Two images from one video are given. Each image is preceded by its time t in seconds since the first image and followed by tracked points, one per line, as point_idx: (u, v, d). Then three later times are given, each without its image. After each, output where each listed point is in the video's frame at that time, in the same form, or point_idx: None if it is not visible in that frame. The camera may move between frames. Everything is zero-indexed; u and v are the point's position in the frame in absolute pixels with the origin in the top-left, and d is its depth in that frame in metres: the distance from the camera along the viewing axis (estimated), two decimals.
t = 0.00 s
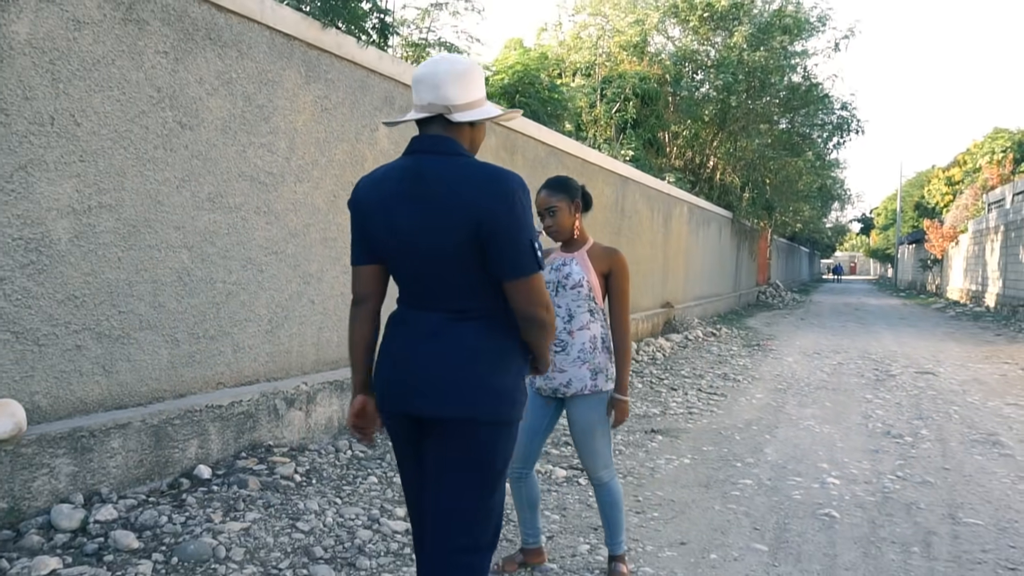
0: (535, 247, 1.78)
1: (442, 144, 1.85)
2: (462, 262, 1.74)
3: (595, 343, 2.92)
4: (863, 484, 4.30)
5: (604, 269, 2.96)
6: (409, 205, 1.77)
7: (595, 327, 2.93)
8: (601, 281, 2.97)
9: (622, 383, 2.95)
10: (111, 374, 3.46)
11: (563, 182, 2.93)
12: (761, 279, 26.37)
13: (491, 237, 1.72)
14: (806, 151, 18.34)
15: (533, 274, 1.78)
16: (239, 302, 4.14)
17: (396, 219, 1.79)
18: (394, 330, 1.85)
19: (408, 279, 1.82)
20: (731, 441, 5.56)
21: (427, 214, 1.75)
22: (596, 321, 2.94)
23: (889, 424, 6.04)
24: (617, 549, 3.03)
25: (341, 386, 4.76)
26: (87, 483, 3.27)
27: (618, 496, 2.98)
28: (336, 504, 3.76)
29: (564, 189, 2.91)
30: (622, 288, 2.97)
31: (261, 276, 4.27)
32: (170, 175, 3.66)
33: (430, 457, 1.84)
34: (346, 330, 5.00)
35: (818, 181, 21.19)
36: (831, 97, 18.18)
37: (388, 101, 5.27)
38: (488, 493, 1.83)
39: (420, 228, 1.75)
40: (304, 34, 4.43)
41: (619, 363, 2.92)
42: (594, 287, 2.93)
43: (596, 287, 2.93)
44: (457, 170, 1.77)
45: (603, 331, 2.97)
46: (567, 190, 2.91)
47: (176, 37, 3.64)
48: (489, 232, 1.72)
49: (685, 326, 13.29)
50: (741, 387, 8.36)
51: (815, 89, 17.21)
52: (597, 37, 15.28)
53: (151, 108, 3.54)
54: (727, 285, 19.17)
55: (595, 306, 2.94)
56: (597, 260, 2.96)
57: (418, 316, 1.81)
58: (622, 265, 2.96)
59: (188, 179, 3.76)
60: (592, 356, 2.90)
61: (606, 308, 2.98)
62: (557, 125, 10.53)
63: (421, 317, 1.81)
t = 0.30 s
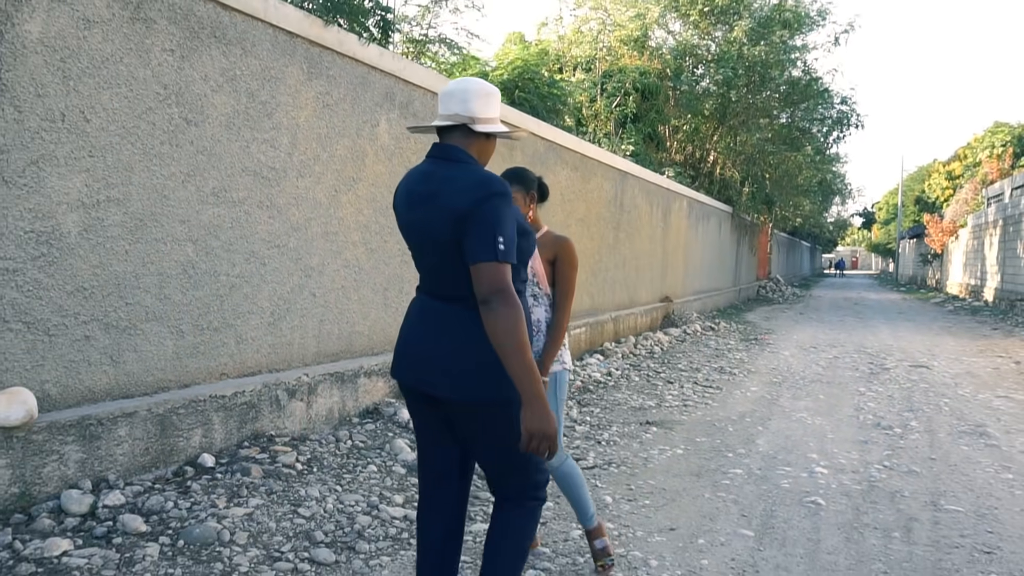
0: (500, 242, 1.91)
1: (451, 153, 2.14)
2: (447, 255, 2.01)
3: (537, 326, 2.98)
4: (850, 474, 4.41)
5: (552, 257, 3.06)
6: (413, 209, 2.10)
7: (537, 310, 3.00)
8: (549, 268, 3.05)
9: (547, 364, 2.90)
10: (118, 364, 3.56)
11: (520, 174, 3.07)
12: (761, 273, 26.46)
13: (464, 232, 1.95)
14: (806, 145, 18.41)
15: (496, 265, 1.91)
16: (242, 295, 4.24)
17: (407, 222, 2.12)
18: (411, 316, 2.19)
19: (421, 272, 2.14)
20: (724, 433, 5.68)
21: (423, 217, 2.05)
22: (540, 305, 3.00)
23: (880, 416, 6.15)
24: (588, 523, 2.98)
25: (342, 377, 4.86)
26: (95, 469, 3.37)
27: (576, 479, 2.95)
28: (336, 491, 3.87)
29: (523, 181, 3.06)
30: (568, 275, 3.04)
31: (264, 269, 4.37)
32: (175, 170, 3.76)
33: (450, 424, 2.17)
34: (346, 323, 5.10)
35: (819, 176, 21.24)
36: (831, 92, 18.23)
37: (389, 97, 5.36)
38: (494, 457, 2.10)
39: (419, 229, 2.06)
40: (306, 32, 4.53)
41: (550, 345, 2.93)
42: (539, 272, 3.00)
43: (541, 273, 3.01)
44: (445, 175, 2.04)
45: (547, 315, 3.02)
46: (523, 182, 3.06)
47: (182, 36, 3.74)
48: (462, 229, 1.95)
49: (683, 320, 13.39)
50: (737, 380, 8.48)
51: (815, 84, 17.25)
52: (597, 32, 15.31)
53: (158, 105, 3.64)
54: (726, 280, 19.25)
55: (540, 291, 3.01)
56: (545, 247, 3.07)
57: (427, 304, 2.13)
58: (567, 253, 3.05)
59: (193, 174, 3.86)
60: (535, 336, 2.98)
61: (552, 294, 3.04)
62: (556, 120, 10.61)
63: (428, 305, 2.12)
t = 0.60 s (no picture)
0: (551, 244, 2.19)
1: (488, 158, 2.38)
2: (495, 254, 2.25)
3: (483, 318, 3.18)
4: (848, 467, 4.46)
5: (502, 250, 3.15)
6: (457, 212, 2.33)
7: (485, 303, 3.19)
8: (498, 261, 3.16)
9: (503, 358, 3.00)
10: (126, 358, 3.62)
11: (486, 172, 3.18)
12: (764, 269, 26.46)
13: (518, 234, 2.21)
14: (809, 141, 18.40)
15: (548, 264, 2.18)
16: (248, 290, 4.30)
17: (450, 221, 2.36)
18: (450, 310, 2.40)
19: (461, 270, 2.37)
20: (724, 427, 5.73)
21: (471, 219, 2.28)
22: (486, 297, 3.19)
23: (880, 411, 6.20)
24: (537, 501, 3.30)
25: (345, 372, 4.92)
26: (104, 461, 3.42)
27: (503, 457, 3.01)
28: (341, 483, 3.93)
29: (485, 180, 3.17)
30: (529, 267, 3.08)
31: (269, 264, 4.43)
32: (182, 167, 3.81)
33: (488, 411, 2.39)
34: (350, 318, 5.16)
35: (822, 172, 21.22)
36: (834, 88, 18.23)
37: (392, 94, 5.40)
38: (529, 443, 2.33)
39: (465, 229, 2.30)
40: (311, 30, 4.58)
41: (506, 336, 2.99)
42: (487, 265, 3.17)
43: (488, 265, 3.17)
44: (492, 183, 2.29)
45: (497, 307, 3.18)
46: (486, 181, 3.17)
47: (189, 34, 3.79)
48: (514, 232, 2.21)
49: (686, 316, 13.42)
50: (738, 375, 8.52)
51: (818, 79, 17.24)
52: (600, 28, 15.15)
53: (165, 102, 3.69)
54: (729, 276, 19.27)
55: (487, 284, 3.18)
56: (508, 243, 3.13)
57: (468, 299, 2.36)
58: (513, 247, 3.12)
59: (199, 170, 3.91)
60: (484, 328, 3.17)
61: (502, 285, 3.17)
62: (559, 116, 10.64)
63: (469, 299, 2.35)
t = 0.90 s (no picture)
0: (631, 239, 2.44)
1: (548, 153, 2.48)
2: (568, 251, 2.35)
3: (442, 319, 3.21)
4: (853, 464, 4.47)
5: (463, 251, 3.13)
6: (521, 204, 2.37)
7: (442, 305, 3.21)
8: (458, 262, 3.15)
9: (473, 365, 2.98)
10: (135, 354, 3.65)
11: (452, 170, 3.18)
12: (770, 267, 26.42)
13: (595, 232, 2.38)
14: (815, 139, 18.36)
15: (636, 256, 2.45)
16: (255, 287, 4.33)
17: (511, 212, 2.36)
18: (496, 302, 2.42)
19: (515, 264, 2.39)
20: (729, 425, 5.75)
21: (543, 213, 2.34)
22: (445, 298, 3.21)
23: (885, 409, 6.20)
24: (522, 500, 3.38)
25: (352, 368, 4.94)
26: (113, 456, 3.46)
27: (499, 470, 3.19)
28: (347, 479, 3.96)
29: (447, 180, 3.16)
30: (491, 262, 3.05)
31: (276, 262, 4.46)
32: (190, 165, 3.84)
33: (524, 400, 2.48)
34: (356, 315, 5.18)
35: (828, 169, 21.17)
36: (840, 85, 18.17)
37: (398, 92, 5.43)
38: (561, 436, 2.45)
39: (535, 223, 2.34)
40: (317, 29, 4.60)
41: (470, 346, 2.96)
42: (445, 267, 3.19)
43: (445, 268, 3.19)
44: (565, 180, 2.38)
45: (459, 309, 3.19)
46: (452, 180, 3.16)
47: (196, 33, 3.82)
48: (599, 227, 2.37)
49: (691, 314, 13.41)
50: (744, 373, 8.53)
51: (824, 77, 17.19)
52: (606, 26, 15.12)
53: (173, 101, 3.72)
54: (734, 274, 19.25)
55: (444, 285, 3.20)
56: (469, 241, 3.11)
57: (519, 291, 2.39)
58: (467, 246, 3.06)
59: (207, 168, 3.94)
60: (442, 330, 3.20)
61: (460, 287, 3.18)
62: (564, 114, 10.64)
63: (521, 292, 2.39)
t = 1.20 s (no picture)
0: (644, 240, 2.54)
1: (569, 151, 2.52)
2: (591, 247, 2.41)
3: (399, 317, 3.17)
4: (862, 464, 4.45)
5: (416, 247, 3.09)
6: (548, 200, 2.39)
7: (400, 302, 3.18)
8: (411, 258, 3.12)
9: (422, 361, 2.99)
10: (144, 352, 3.66)
11: (405, 166, 3.17)
12: (778, 266, 26.32)
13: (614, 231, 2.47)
14: (823, 137, 18.28)
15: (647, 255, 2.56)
16: (263, 286, 4.34)
17: (538, 207, 2.37)
18: (516, 297, 2.41)
19: (537, 258, 2.39)
20: (738, 424, 5.74)
21: (570, 210, 2.38)
22: (401, 295, 3.18)
23: (894, 408, 6.17)
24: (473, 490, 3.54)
25: (360, 367, 4.95)
26: (123, 454, 3.47)
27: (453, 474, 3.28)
28: (355, 477, 3.96)
29: (399, 178, 3.15)
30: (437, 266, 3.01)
31: (284, 260, 4.46)
32: (199, 164, 3.85)
33: (535, 396, 2.48)
34: (364, 313, 5.19)
35: (837, 168, 21.09)
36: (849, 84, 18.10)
37: (406, 91, 5.43)
38: (576, 432, 2.48)
39: (562, 219, 2.37)
40: (326, 28, 4.61)
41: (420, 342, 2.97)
42: (399, 262, 3.16)
43: (399, 263, 3.16)
44: (590, 179, 2.44)
45: (416, 305, 3.17)
46: (405, 178, 3.15)
47: (206, 32, 3.83)
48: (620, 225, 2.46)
49: (699, 313, 13.38)
50: (752, 372, 8.50)
51: (832, 75, 17.12)
52: (613, 24, 15.11)
53: (182, 100, 3.73)
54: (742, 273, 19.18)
55: (401, 281, 3.18)
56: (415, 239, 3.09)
57: (543, 286, 2.40)
58: (420, 239, 3.04)
59: (216, 167, 3.95)
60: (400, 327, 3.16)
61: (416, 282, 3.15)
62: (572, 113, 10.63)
63: (542, 286, 2.40)
